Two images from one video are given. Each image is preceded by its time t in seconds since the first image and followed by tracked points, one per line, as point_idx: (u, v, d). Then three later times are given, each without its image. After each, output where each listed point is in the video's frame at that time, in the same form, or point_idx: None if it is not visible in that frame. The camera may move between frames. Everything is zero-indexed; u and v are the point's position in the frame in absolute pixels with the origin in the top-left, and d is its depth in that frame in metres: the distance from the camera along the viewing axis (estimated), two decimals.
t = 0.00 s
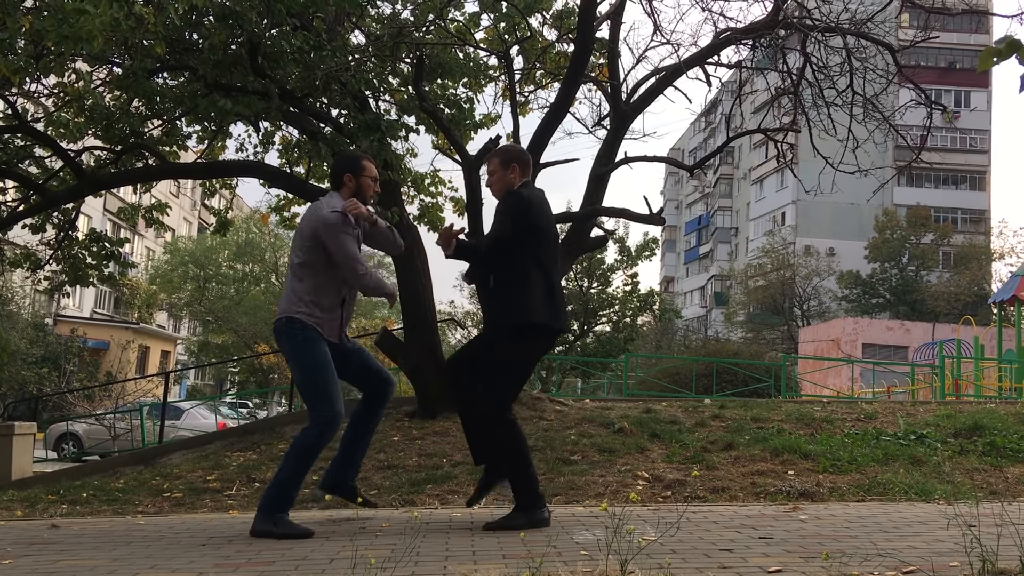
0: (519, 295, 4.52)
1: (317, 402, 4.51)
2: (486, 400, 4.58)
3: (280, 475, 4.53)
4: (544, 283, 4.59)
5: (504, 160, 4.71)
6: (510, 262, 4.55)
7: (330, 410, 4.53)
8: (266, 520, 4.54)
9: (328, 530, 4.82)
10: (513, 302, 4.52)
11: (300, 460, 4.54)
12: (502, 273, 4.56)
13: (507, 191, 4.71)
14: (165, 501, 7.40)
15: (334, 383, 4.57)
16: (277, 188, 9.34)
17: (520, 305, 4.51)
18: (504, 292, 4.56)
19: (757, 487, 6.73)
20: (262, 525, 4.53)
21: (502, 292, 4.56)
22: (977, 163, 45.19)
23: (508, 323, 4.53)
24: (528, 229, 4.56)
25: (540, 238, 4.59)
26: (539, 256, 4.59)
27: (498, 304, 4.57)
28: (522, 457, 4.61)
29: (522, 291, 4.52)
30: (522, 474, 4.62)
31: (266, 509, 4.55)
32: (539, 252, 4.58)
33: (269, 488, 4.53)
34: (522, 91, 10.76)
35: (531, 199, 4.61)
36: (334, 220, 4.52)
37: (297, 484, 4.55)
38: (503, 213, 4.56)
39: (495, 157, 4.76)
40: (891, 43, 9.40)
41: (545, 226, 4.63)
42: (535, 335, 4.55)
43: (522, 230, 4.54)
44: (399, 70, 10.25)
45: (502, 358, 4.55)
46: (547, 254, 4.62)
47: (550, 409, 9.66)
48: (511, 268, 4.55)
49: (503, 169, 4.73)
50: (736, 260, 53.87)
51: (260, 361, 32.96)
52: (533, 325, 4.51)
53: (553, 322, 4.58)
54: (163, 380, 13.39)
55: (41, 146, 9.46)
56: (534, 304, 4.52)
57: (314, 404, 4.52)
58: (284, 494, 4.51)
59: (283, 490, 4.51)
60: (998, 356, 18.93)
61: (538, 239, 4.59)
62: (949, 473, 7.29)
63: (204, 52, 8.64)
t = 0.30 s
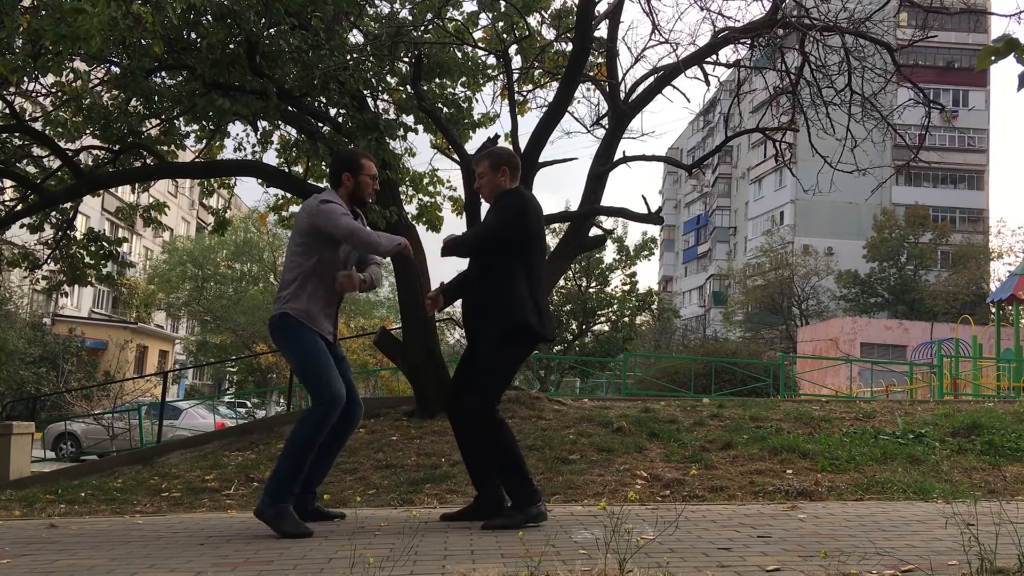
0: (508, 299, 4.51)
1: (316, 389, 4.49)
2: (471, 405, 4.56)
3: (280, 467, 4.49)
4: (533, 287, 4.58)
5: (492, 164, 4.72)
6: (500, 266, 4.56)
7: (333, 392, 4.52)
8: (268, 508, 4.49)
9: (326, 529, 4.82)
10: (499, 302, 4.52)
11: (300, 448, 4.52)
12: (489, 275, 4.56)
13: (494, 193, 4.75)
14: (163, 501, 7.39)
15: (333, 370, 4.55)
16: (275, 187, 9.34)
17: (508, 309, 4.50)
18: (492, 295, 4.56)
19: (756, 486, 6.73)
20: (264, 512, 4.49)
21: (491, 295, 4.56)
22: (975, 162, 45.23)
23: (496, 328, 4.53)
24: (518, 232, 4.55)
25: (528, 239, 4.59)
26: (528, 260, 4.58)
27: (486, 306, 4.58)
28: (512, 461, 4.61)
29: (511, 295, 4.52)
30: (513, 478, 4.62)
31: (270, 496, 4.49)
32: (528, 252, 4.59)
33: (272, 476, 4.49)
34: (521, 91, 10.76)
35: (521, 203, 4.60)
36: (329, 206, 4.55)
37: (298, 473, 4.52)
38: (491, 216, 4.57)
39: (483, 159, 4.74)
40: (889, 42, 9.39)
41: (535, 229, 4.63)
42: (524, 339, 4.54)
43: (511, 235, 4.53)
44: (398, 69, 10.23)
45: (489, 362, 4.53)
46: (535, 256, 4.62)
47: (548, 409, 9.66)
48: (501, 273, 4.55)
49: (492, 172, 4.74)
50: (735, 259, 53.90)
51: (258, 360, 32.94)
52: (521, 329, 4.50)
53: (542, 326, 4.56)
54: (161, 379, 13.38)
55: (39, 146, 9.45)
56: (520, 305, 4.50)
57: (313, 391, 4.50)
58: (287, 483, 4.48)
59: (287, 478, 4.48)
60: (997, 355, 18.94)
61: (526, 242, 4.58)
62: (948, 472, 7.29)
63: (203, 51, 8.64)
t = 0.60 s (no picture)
0: (506, 288, 4.53)
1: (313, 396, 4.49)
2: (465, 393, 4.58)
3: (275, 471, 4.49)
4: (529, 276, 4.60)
5: (490, 155, 4.74)
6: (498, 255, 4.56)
7: (329, 404, 4.51)
8: (257, 515, 4.48)
9: (326, 528, 4.82)
10: (496, 294, 4.52)
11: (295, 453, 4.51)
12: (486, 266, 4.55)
13: (492, 185, 4.76)
14: (164, 500, 7.39)
15: (329, 376, 4.55)
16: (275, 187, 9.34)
17: (506, 297, 4.51)
18: (488, 282, 4.56)
19: (755, 485, 6.74)
20: (253, 522, 4.47)
21: (486, 284, 4.56)
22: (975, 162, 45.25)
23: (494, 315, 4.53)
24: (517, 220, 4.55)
25: (527, 232, 4.58)
26: (525, 250, 4.59)
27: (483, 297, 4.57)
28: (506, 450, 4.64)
29: (510, 284, 4.53)
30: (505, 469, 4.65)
31: (259, 507, 4.49)
32: (526, 245, 4.58)
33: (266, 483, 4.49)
34: (521, 90, 10.76)
35: (519, 192, 4.61)
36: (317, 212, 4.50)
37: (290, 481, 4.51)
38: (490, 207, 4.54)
39: (479, 151, 4.77)
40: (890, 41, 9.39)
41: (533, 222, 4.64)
42: (521, 328, 4.57)
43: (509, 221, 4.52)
44: (398, 69, 10.22)
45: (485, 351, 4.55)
46: (534, 248, 4.62)
47: (548, 408, 9.66)
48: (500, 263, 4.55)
49: (489, 163, 4.75)
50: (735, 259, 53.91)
51: (258, 360, 32.95)
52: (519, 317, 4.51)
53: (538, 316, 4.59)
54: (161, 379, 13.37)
55: (39, 146, 9.45)
56: (517, 297, 4.52)
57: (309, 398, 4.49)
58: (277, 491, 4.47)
59: (278, 485, 4.47)
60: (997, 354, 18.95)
61: (526, 231, 4.58)
62: (948, 472, 7.30)
63: (203, 50, 8.63)
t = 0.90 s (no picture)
0: (508, 285, 4.51)
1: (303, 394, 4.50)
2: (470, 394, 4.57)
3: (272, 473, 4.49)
4: (530, 272, 4.59)
5: (489, 151, 4.73)
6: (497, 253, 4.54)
7: (319, 403, 4.51)
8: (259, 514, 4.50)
9: (329, 529, 4.83)
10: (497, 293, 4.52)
11: (290, 451, 4.52)
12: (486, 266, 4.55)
13: (491, 183, 4.75)
14: (167, 501, 7.41)
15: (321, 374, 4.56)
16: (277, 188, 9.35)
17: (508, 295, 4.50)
18: (489, 282, 4.55)
19: (758, 487, 6.74)
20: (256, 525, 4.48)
21: (487, 282, 4.56)
22: (977, 163, 45.22)
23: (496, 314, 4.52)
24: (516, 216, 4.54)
25: (525, 228, 4.57)
26: (524, 247, 4.59)
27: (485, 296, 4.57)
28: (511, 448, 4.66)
29: (512, 280, 4.52)
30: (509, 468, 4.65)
31: (261, 508, 4.50)
32: (525, 241, 4.57)
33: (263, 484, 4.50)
34: (523, 91, 10.76)
35: (516, 189, 4.60)
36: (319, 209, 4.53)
37: (288, 481, 4.52)
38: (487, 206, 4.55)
39: (478, 149, 4.76)
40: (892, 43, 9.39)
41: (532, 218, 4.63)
42: (523, 327, 4.55)
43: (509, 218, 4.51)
44: (400, 70, 10.22)
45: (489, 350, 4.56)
46: (533, 244, 4.61)
47: (550, 409, 9.66)
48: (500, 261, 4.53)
49: (488, 161, 4.75)
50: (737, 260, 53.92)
51: (260, 360, 32.99)
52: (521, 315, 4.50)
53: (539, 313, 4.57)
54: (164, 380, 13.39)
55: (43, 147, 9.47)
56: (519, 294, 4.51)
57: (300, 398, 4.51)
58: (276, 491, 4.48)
59: (275, 486, 4.47)
60: (999, 356, 18.96)
61: (525, 228, 4.57)
62: (951, 474, 7.29)
63: (206, 52, 8.66)
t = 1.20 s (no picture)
0: (507, 291, 4.53)
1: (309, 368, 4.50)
2: (468, 402, 4.61)
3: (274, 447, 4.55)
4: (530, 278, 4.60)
5: (486, 159, 4.65)
6: (497, 260, 4.56)
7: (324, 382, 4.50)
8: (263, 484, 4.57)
9: (336, 532, 4.84)
10: (497, 298, 4.52)
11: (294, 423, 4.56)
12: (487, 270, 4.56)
13: (488, 191, 4.68)
14: (173, 504, 7.43)
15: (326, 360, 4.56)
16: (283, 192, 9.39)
17: (508, 303, 4.52)
18: (489, 289, 4.57)
19: (763, 490, 6.73)
20: (258, 490, 4.56)
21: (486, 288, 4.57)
22: (983, 165, 45.12)
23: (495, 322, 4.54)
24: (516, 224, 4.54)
25: (527, 234, 4.59)
26: (525, 254, 4.59)
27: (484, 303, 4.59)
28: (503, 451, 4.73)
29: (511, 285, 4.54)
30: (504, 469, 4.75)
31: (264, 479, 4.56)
32: (525, 248, 4.58)
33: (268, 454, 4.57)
34: (528, 94, 10.78)
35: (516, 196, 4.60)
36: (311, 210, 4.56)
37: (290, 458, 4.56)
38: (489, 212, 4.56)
39: (475, 156, 4.70)
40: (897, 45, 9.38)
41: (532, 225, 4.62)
42: (522, 333, 4.59)
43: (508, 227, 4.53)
44: (406, 75, 10.24)
45: (488, 357, 4.58)
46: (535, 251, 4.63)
47: (556, 412, 9.67)
48: (501, 269, 4.55)
49: (485, 168, 4.69)
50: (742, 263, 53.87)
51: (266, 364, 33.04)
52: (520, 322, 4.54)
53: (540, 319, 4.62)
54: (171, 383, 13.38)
55: (50, 152, 9.50)
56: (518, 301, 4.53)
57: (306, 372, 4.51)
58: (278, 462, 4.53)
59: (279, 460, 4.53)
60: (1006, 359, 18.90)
61: (525, 234, 4.58)
62: (957, 476, 7.28)
63: (212, 56, 8.69)
